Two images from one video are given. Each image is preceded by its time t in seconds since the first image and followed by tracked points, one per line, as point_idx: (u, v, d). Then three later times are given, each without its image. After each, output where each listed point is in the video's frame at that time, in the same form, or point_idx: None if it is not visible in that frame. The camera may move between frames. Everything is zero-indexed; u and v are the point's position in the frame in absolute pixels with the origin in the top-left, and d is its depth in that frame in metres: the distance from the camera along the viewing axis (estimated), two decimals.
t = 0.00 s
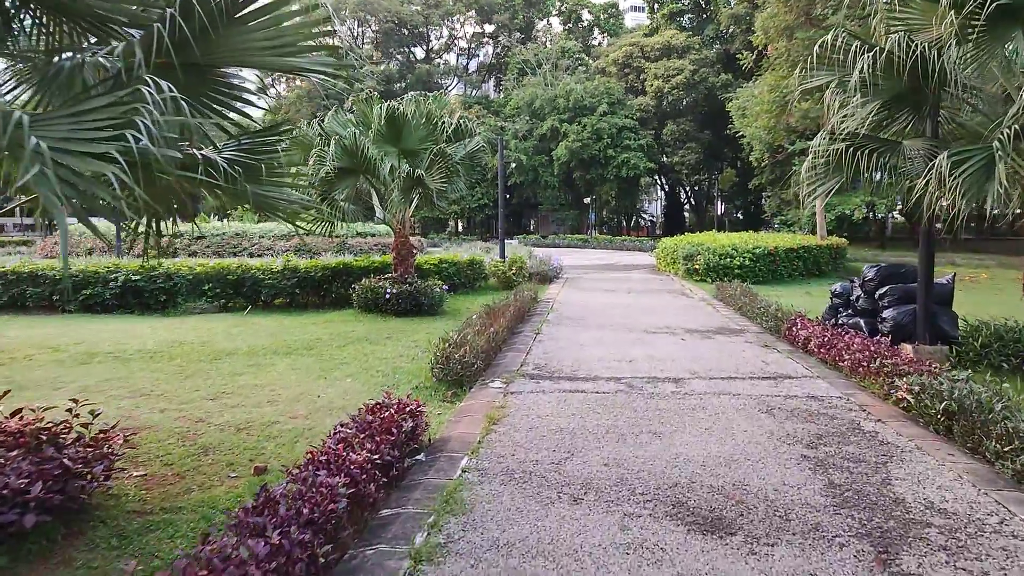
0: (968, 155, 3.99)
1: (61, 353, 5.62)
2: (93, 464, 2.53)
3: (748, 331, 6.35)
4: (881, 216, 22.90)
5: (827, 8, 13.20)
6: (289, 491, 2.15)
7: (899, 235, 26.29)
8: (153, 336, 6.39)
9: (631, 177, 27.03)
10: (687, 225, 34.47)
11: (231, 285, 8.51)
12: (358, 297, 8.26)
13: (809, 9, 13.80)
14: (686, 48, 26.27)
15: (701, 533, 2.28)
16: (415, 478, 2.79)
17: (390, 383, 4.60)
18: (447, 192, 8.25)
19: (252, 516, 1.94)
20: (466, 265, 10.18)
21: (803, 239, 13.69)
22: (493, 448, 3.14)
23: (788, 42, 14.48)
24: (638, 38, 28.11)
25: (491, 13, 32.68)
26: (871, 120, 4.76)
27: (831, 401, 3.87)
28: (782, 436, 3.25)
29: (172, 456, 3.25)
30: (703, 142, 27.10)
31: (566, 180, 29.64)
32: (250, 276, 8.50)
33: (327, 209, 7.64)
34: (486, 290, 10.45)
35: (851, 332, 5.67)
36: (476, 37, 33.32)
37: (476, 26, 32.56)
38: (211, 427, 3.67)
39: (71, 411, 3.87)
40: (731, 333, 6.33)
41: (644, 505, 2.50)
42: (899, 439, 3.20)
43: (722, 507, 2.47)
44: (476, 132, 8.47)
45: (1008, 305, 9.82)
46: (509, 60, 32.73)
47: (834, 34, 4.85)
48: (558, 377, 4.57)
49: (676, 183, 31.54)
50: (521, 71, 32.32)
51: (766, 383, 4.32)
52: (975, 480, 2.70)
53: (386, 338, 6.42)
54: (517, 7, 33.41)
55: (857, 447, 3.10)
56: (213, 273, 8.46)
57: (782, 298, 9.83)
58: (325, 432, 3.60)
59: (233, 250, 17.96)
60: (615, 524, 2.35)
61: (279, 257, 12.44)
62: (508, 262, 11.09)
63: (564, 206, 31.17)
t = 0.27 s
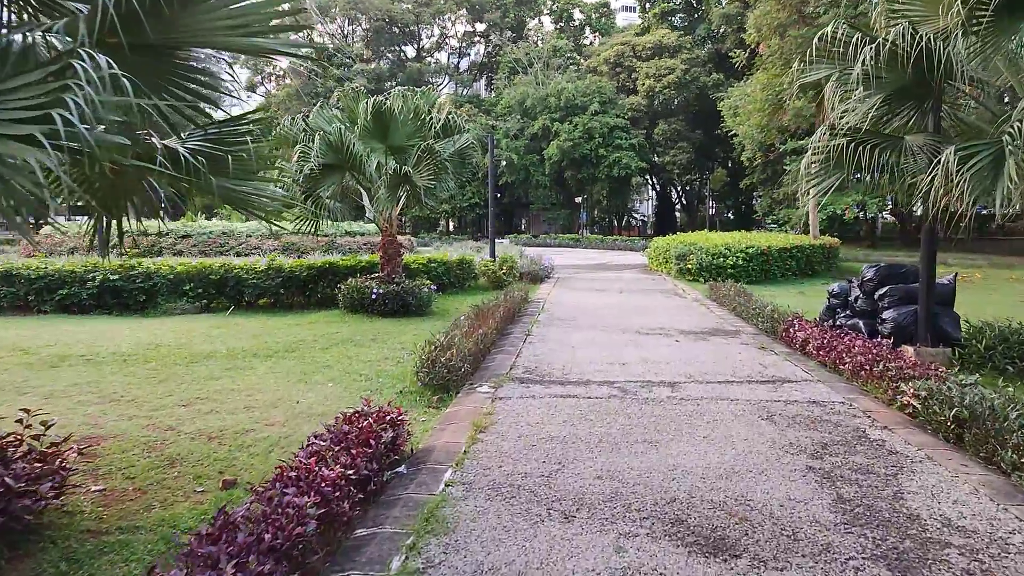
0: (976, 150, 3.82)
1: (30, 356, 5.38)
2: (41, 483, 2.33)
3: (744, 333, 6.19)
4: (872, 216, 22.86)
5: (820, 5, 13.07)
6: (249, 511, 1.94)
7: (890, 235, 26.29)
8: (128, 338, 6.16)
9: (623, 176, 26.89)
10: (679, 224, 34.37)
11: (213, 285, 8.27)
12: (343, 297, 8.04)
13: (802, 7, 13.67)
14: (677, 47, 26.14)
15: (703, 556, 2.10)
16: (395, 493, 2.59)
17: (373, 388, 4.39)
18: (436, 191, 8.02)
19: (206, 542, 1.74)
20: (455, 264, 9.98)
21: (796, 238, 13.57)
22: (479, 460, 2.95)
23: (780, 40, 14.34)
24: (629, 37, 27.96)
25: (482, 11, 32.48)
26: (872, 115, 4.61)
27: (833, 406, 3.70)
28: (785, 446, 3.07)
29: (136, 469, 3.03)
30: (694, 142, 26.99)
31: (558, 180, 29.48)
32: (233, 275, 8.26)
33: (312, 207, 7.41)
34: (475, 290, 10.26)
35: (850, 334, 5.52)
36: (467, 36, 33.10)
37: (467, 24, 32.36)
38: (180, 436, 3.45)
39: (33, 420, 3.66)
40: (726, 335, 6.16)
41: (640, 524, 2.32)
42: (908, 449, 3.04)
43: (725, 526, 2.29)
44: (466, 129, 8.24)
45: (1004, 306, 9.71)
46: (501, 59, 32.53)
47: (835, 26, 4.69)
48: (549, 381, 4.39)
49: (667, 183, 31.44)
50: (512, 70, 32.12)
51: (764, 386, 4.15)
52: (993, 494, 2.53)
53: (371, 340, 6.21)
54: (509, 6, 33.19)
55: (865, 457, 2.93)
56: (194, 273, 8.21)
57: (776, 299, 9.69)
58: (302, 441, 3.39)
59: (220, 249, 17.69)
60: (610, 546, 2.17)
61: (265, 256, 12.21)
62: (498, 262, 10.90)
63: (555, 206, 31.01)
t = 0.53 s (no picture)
0: (984, 148, 3.63)
1: None
2: None
3: (739, 336, 6.01)
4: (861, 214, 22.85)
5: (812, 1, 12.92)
6: (199, 553, 1.71)
7: (878, 234, 26.30)
8: (98, 343, 5.89)
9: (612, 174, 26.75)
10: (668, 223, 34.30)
11: (191, 286, 7.99)
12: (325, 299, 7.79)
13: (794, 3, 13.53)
14: (667, 44, 26.00)
15: None
16: (370, 521, 2.38)
17: (353, 398, 4.17)
18: (422, 189, 7.81)
19: None
20: (442, 264, 9.76)
21: (787, 237, 13.45)
22: (464, 481, 2.74)
23: (771, 37, 14.20)
24: (618, 35, 27.79)
25: (471, 8, 32.21)
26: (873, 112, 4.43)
27: (837, 417, 3.53)
28: (790, 463, 2.88)
29: (91, 493, 2.80)
30: (683, 140, 26.88)
31: (547, 178, 29.29)
32: (212, 277, 7.99)
33: (292, 205, 7.21)
34: (463, 291, 10.03)
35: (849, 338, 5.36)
36: (455, 33, 32.81)
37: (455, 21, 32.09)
38: (143, 454, 3.22)
39: None
40: (720, 339, 5.99)
41: (638, 557, 2.11)
42: (919, 465, 2.86)
43: (731, 559, 2.09)
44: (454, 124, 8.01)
45: (997, 306, 9.61)
46: (489, 56, 32.28)
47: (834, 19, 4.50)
48: (538, 390, 4.18)
49: (656, 181, 31.33)
50: (501, 67, 31.88)
51: (764, 395, 3.96)
52: (1016, 518, 2.35)
53: (354, 345, 5.98)
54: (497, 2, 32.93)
55: (876, 476, 2.74)
56: (171, 274, 7.93)
57: (768, 299, 9.54)
58: (273, 458, 3.17)
59: (203, 248, 17.37)
60: None
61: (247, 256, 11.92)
62: (486, 262, 10.68)
63: (544, 204, 30.82)
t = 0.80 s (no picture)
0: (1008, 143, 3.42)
1: None
2: None
3: (743, 340, 5.81)
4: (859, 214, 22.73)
5: None
6: None
7: (875, 234, 26.19)
8: (78, 346, 5.67)
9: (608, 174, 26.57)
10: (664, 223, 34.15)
11: (177, 287, 7.76)
12: (315, 301, 7.54)
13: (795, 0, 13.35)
14: (663, 43, 25.84)
15: None
16: (354, 549, 2.16)
17: (340, 407, 3.95)
18: (415, 187, 7.59)
19: None
20: (437, 264, 9.54)
21: (787, 237, 13.28)
22: (456, 502, 2.52)
23: (771, 34, 14.01)
24: (615, 33, 27.60)
25: (466, 7, 32.02)
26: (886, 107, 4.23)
27: (852, 429, 3.32)
28: (809, 480, 2.67)
29: (50, 516, 2.57)
30: (680, 139, 26.70)
31: (543, 177, 29.10)
32: (199, 277, 7.75)
33: (281, 204, 6.97)
34: (458, 292, 9.82)
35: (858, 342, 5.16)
36: (451, 31, 32.63)
37: (451, 20, 31.96)
38: (110, 470, 2.99)
39: None
40: (724, 342, 5.78)
41: None
42: (946, 483, 2.66)
43: None
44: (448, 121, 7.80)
45: (1002, 308, 9.43)
46: (485, 55, 32.08)
47: (844, 9, 4.28)
48: (537, 398, 3.97)
49: (652, 181, 31.15)
50: (497, 66, 31.67)
51: (774, 405, 3.74)
52: None
53: (345, 348, 5.76)
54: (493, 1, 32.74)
55: (903, 497, 2.53)
56: (156, 274, 7.69)
57: (769, 300, 9.35)
58: (251, 475, 2.93)
59: (195, 248, 17.13)
60: None
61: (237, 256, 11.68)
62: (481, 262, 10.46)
63: (540, 203, 30.61)
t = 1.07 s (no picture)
0: None
1: None
2: None
3: (749, 344, 5.62)
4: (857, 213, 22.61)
5: None
6: None
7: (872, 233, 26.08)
8: (57, 351, 5.43)
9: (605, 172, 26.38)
10: (661, 221, 33.98)
11: (163, 288, 7.51)
12: (306, 303, 7.31)
13: None
14: (660, 41, 25.65)
15: None
16: None
17: (329, 419, 3.72)
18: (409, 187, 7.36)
19: None
20: (432, 265, 9.32)
21: (786, 236, 13.11)
22: (452, 530, 2.30)
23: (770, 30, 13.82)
24: (611, 31, 27.40)
25: (462, 4, 31.80)
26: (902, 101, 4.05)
27: (874, 444, 3.12)
28: (835, 504, 2.46)
29: (7, 546, 2.34)
30: (677, 137, 26.53)
31: (539, 175, 28.90)
32: (186, 278, 7.51)
33: (269, 203, 6.76)
34: (453, 293, 9.60)
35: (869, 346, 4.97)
36: (446, 29, 32.43)
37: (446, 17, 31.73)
38: (78, 491, 2.76)
39: None
40: (729, 347, 5.57)
41: None
42: (984, 506, 2.46)
43: None
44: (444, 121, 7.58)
45: (1008, 309, 9.27)
46: (480, 52, 31.86)
47: None
48: (538, 409, 3.76)
49: (649, 179, 30.99)
50: (493, 63, 31.46)
51: (788, 416, 3.53)
52: None
53: (336, 353, 5.53)
54: None
55: (940, 523, 2.32)
56: (141, 275, 7.45)
57: (771, 301, 9.17)
58: (231, 496, 2.71)
59: (187, 247, 16.89)
60: None
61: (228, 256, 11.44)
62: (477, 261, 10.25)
63: (536, 202, 30.41)
